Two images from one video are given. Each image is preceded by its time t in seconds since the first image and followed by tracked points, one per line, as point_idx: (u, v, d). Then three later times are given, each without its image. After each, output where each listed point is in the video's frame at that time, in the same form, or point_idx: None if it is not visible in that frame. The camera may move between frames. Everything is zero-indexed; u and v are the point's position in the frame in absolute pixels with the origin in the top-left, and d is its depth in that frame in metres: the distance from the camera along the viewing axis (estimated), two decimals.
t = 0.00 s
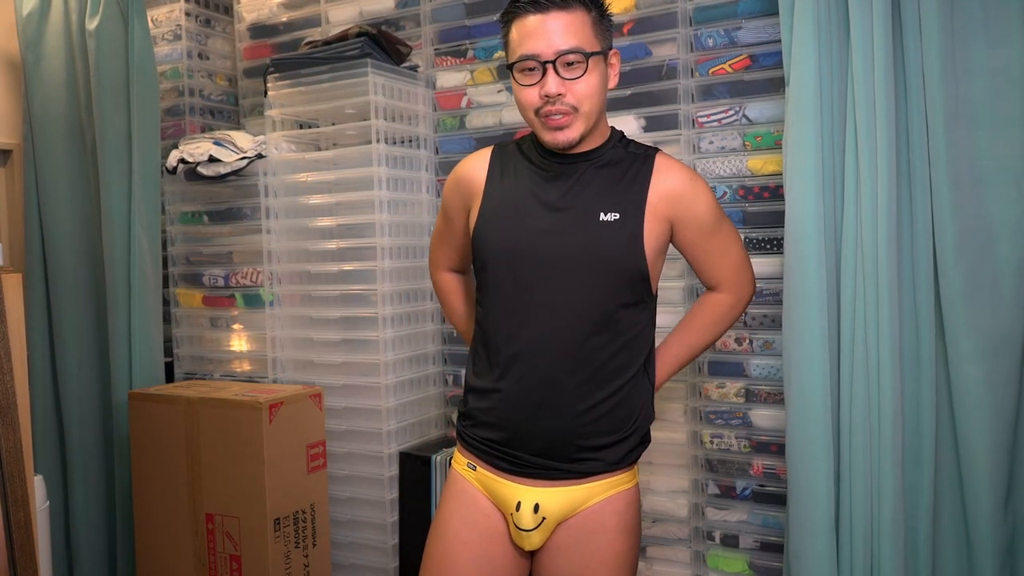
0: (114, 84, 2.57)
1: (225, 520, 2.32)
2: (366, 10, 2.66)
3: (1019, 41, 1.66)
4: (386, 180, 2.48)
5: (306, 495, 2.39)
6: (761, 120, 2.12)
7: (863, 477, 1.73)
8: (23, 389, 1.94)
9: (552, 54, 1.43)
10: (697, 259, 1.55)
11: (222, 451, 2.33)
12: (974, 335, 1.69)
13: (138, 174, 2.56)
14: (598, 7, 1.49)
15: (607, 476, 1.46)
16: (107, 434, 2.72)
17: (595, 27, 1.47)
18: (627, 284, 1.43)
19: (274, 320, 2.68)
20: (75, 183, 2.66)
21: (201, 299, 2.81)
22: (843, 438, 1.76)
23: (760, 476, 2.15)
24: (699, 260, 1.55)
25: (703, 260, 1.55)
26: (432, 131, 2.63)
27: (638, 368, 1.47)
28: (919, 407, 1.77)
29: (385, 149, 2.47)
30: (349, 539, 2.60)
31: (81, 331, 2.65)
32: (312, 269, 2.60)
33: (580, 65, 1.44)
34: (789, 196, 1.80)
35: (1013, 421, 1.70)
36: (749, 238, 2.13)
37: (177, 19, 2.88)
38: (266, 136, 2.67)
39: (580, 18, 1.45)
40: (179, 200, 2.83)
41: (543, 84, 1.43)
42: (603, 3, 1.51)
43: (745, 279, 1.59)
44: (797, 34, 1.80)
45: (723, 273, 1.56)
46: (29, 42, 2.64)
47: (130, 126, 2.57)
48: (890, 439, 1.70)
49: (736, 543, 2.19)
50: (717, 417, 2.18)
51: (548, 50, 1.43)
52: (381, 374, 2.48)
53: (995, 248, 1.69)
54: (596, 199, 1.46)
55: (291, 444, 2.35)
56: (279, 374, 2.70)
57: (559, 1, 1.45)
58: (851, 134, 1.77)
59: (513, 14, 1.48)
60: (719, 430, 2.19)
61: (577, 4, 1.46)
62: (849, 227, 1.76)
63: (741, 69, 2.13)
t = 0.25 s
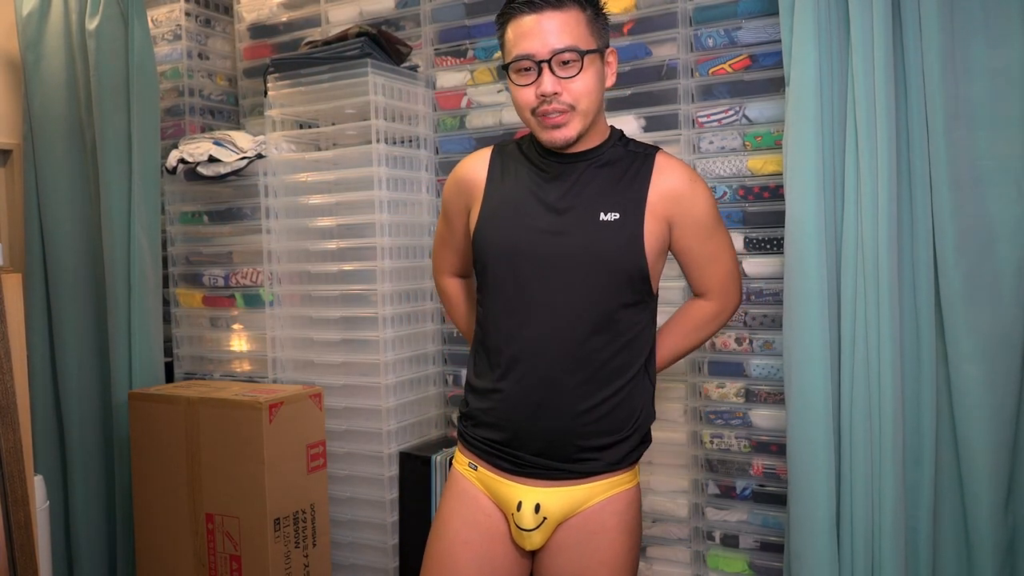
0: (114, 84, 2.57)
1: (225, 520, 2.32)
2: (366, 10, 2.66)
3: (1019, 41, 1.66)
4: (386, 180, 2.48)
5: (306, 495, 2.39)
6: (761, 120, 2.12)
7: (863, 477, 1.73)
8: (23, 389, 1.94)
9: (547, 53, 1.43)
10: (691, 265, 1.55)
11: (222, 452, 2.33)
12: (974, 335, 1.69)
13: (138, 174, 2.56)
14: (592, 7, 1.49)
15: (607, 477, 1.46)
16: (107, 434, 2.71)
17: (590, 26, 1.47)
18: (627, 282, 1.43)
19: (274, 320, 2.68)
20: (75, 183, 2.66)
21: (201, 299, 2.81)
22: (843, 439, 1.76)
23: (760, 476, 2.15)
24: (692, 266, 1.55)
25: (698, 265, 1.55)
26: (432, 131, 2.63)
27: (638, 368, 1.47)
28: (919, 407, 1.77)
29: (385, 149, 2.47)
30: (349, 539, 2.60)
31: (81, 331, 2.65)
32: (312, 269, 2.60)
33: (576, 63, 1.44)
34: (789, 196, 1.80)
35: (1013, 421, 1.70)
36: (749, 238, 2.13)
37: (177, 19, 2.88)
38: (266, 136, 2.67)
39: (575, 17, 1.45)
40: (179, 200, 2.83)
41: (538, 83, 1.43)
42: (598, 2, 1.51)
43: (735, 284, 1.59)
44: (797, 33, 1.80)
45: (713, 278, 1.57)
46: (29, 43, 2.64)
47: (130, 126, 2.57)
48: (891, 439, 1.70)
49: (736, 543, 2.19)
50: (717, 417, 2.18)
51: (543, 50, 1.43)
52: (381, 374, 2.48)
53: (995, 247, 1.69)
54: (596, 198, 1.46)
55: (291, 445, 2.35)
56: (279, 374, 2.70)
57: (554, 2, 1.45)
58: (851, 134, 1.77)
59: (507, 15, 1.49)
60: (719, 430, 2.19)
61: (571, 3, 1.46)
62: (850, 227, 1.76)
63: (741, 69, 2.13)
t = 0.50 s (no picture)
0: (114, 84, 2.57)
1: (225, 520, 2.32)
2: (366, 10, 2.66)
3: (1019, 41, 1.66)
4: (386, 180, 2.48)
5: (306, 495, 2.39)
6: (761, 120, 2.12)
7: (863, 477, 1.73)
8: (23, 389, 1.94)
9: (540, 57, 1.42)
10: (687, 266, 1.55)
11: (222, 452, 2.33)
12: (974, 336, 1.69)
13: (138, 174, 2.56)
14: (586, 7, 1.48)
15: (607, 476, 1.46)
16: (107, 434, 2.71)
17: (583, 27, 1.46)
18: (626, 280, 1.43)
19: (274, 320, 2.68)
20: (75, 183, 2.66)
21: (201, 299, 2.81)
22: (843, 439, 1.77)
23: (760, 476, 2.15)
24: (688, 267, 1.55)
25: (694, 265, 1.55)
26: (432, 131, 2.63)
27: (639, 369, 1.47)
28: (919, 407, 1.77)
29: (385, 149, 2.47)
30: (350, 540, 2.60)
31: (82, 331, 2.65)
32: (313, 269, 2.60)
33: (569, 67, 1.43)
34: (789, 196, 1.81)
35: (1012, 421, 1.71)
36: (749, 238, 2.13)
37: (177, 19, 2.88)
38: (266, 136, 2.67)
39: (568, 19, 1.44)
40: (179, 200, 2.83)
41: (532, 88, 1.43)
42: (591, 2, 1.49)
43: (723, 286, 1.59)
44: (797, 33, 1.80)
45: (705, 279, 1.57)
46: (29, 42, 2.64)
47: (130, 125, 2.57)
48: (891, 439, 1.70)
49: (736, 543, 2.19)
50: (717, 417, 2.18)
51: (536, 54, 1.42)
52: (382, 373, 2.48)
53: (995, 247, 1.69)
54: (595, 198, 1.46)
55: (291, 445, 2.35)
56: (279, 374, 2.70)
57: (546, 4, 1.43)
58: (851, 133, 1.77)
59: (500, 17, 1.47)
60: (719, 429, 2.19)
61: (564, 5, 1.44)
62: (850, 227, 1.76)
63: (741, 69, 2.13)
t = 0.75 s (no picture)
0: (114, 84, 2.57)
1: (225, 520, 2.32)
2: (366, 10, 2.66)
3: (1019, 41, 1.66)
4: (386, 180, 2.48)
5: (306, 495, 2.39)
6: (761, 120, 2.12)
7: (863, 477, 1.73)
8: (24, 389, 1.94)
9: (536, 57, 1.42)
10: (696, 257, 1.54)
11: (222, 452, 2.33)
12: (974, 336, 1.69)
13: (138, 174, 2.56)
14: (582, 6, 1.47)
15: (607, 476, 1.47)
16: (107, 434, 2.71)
17: (579, 28, 1.46)
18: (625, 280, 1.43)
19: (274, 320, 2.68)
20: (75, 183, 2.66)
21: (201, 299, 2.81)
22: (843, 439, 1.77)
23: (760, 476, 2.15)
24: (696, 258, 1.55)
25: (702, 257, 1.55)
26: (432, 131, 2.63)
27: (638, 368, 1.48)
28: (919, 407, 1.77)
29: (385, 149, 2.47)
30: (350, 540, 2.60)
31: (82, 331, 2.65)
32: (313, 269, 2.60)
33: (566, 66, 1.43)
34: (789, 196, 1.81)
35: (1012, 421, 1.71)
36: (749, 238, 2.13)
37: (177, 19, 2.88)
38: (266, 136, 2.67)
39: (564, 20, 1.44)
40: (179, 200, 2.83)
41: (528, 88, 1.43)
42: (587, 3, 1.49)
43: (733, 272, 1.58)
44: (797, 32, 1.80)
45: (715, 270, 1.56)
46: (29, 42, 2.65)
47: (130, 125, 2.57)
48: (891, 439, 1.70)
49: (736, 543, 2.19)
50: (717, 417, 2.18)
51: (532, 54, 1.42)
52: (382, 373, 2.48)
53: (995, 247, 1.69)
54: (593, 197, 1.46)
55: (291, 445, 2.35)
56: (279, 374, 2.70)
57: (542, 4, 1.44)
58: (852, 133, 1.77)
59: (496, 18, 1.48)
60: (719, 429, 2.19)
61: (560, 5, 1.44)
62: (850, 227, 1.76)
63: (741, 69, 2.13)
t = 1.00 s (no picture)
0: (114, 84, 2.57)
1: (225, 520, 2.32)
2: (366, 10, 2.66)
3: (1019, 41, 1.66)
4: (386, 180, 2.48)
5: (306, 495, 2.39)
6: (761, 120, 2.12)
7: (863, 477, 1.73)
8: (23, 388, 1.94)
9: (535, 70, 1.40)
10: (701, 249, 1.53)
11: (222, 452, 2.33)
12: (974, 335, 1.69)
13: (138, 174, 2.56)
14: (579, 15, 1.44)
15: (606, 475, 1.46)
16: (107, 434, 2.72)
17: (577, 36, 1.43)
18: (624, 281, 1.43)
19: (274, 320, 2.68)
20: (75, 183, 2.66)
21: (201, 299, 2.81)
22: (843, 439, 1.76)
23: (760, 476, 2.15)
24: (702, 250, 1.54)
25: (707, 249, 1.54)
26: (432, 131, 2.63)
27: (637, 367, 1.48)
28: (919, 407, 1.77)
29: (385, 149, 2.47)
30: (350, 540, 2.60)
31: (82, 331, 2.66)
32: (313, 269, 2.60)
33: (565, 78, 1.41)
34: (789, 196, 1.80)
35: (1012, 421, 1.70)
36: (749, 238, 2.13)
37: (177, 19, 2.88)
38: (266, 136, 2.67)
39: (563, 31, 1.41)
40: (179, 200, 2.83)
41: (527, 101, 1.41)
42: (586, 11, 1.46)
43: (744, 262, 1.56)
44: (797, 33, 1.80)
45: (724, 259, 1.54)
46: (29, 42, 2.65)
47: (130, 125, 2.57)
48: (891, 439, 1.70)
49: (736, 543, 2.19)
50: (717, 417, 2.18)
51: (531, 67, 1.39)
52: (382, 373, 2.48)
53: (995, 247, 1.69)
54: (591, 198, 1.46)
55: (291, 445, 2.35)
56: (279, 374, 2.70)
57: (540, 14, 1.40)
58: (851, 133, 1.77)
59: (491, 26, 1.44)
60: (719, 430, 2.19)
61: (559, 16, 1.41)
62: (849, 228, 1.76)
63: (741, 69, 2.13)
